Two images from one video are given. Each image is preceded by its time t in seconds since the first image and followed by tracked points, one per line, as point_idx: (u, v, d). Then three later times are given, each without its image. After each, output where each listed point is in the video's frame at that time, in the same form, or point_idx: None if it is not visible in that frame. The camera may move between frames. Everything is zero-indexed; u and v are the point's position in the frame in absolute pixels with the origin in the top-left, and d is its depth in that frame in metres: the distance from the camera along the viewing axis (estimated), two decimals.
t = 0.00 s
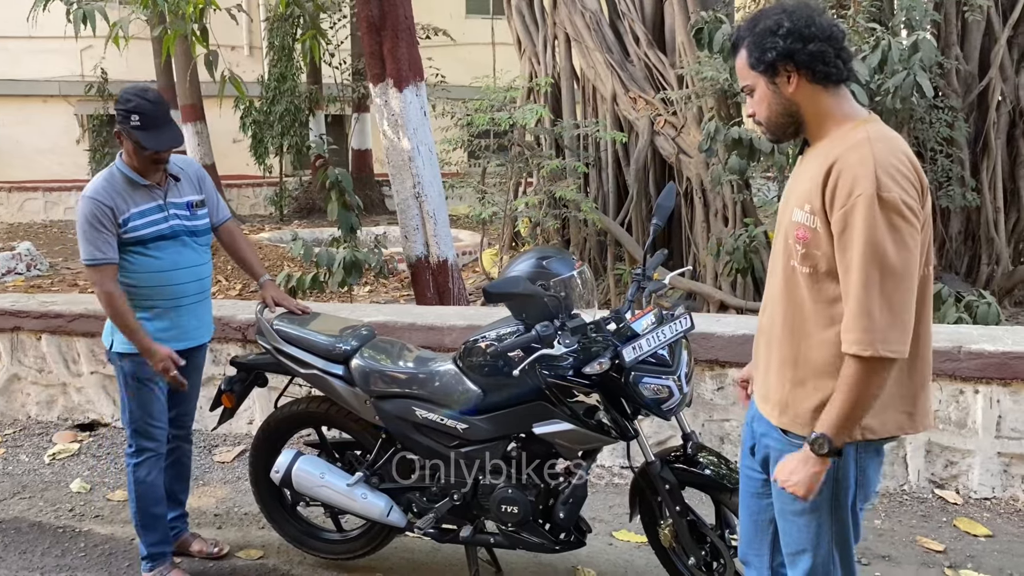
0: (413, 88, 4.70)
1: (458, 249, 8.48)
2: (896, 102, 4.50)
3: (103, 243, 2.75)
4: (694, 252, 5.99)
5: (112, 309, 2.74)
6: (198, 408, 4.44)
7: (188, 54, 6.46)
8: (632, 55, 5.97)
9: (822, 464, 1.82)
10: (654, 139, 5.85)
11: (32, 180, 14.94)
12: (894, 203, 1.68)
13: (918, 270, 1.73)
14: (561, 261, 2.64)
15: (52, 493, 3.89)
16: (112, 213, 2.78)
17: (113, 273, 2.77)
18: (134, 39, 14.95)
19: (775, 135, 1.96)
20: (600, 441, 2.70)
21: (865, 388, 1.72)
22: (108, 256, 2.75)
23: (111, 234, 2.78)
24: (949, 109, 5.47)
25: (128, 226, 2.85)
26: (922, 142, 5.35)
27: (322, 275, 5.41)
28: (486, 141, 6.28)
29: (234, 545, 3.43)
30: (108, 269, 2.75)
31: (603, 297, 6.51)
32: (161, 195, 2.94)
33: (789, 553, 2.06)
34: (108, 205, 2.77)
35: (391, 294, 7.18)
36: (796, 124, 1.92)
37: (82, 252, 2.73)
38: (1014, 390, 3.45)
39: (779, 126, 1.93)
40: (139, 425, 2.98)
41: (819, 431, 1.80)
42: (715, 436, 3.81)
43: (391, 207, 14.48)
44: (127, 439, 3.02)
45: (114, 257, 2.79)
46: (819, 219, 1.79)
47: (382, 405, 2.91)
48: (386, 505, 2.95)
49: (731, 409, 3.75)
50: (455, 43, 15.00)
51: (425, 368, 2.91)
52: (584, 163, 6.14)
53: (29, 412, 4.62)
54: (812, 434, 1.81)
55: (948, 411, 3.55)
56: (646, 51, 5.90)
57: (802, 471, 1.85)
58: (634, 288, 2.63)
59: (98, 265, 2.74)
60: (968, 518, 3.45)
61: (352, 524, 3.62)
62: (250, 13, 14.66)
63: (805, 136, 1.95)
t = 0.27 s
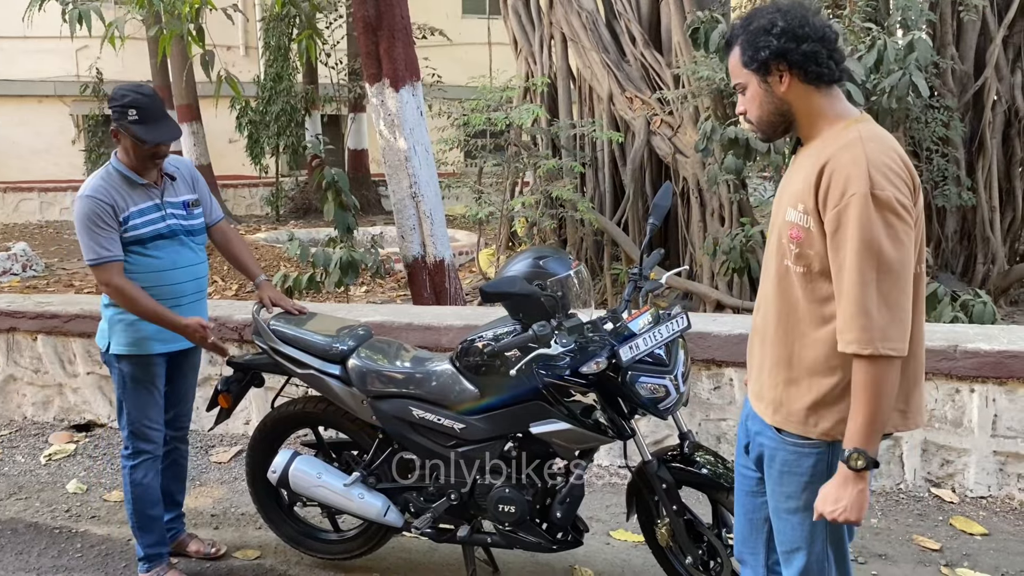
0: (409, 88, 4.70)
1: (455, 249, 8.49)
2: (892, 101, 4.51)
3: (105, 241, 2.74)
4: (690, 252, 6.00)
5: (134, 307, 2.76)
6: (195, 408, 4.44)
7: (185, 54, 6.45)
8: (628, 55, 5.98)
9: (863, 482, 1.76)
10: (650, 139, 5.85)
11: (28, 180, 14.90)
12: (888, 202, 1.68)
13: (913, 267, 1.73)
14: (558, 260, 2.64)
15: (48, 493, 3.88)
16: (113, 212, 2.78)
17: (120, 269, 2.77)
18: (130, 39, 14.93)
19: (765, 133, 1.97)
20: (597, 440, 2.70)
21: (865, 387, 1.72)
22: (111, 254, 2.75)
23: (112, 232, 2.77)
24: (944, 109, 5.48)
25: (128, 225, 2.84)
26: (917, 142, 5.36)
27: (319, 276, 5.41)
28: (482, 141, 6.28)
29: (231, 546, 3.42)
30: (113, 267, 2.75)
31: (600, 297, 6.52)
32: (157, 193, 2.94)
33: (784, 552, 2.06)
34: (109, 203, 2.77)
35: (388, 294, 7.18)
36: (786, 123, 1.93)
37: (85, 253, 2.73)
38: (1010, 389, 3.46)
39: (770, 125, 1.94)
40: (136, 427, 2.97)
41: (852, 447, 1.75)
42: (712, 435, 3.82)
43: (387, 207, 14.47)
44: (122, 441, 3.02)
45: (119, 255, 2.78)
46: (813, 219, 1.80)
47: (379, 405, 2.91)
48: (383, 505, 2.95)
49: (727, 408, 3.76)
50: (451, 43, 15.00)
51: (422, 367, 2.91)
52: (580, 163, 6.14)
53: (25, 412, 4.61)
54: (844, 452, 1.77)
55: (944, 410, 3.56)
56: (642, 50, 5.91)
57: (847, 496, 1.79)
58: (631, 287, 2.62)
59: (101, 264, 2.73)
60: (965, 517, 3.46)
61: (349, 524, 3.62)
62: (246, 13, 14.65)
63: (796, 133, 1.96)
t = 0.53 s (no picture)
0: (406, 89, 4.71)
1: (452, 250, 8.49)
2: (887, 102, 4.52)
3: (106, 234, 2.74)
4: (686, 252, 6.01)
5: (134, 305, 2.76)
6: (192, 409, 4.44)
7: (181, 55, 6.45)
8: (625, 56, 5.99)
9: (832, 473, 1.81)
10: (646, 140, 5.86)
11: (24, 181, 14.88)
12: (879, 201, 1.69)
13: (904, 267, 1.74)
14: (554, 261, 2.65)
15: (45, 494, 3.88)
16: (115, 207, 2.79)
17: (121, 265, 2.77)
18: (126, 40, 14.91)
19: (756, 121, 1.99)
20: (593, 440, 2.70)
21: (854, 385, 1.73)
22: (111, 249, 2.74)
23: (113, 226, 2.77)
24: (940, 110, 5.50)
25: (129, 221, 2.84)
26: (913, 142, 5.45)
27: (316, 276, 5.41)
28: (479, 142, 6.29)
29: (227, 546, 3.42)
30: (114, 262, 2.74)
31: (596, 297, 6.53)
32: (155, 190, 2.95)
33: (781, 551, 2.07)
34: (110, 198, 2.78)
35: (384, 295, 7.19)
36: (779, 117, 1.95)
37: (85, 250, 2.72)
38: (1005, 389, 3.47)
39: (764, 116, 1.96)
40: (133, 430, 2.97)
41: (825, 440, 1.78)
42: (708, 435, 3.83)
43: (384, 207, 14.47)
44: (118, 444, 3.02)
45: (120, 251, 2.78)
46: (806, 218, 1.80)
47: (375, 405, 2.92)
48: (380, 506, 2.95)
49: (723, 408, 3.77)
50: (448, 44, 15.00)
51: (419, 368, 2.91)
52: (577, 163, 6.15)
53: (21, 413, 4.61)
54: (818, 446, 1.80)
55: (939, 410, 3.57)
56: (638, 51, 5.92)
57: (816, 486, 1.83)
58: (627, 288, 2.64)
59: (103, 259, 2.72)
60: (960, 517, 3.47)
61: (346, 524, 3.62)
62: (243, 14, 14.65)
63: (788, 128, 1.98)
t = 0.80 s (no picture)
0: (402, 90, 4.71)
1: (449, 251, 8.50)
2: (883, 103, 4.53)
3: (100, 232, 2.74)
4: (683, 253, 6.02)
5: (130, 307, 2.76)
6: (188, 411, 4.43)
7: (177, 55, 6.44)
8: (621, 57, 5.99)
9: (797, 458, 1.84)
10: (643, 140, 5.87)
11: (19, 182, 14.85)
12: (875, 205, 1.69)
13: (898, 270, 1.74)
14: (551, 262, 2.65)
15: (41, 496, 3.87)
16: (109, 205, 2.78)
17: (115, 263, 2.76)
18: (122, 41, 14.89)
19: (756, 120, 1.99)
20: (590, 442, 2.71)
21: (846, 387, 1.74)
22: (106, 247, 2.73)
23: (107, 225, 2.77)
24: (935, 111, 5.51)
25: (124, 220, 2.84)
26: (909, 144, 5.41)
27: (312, 277, 5.40)
28: (475, 143, 6.29)
29: (224, 548, 3.42)
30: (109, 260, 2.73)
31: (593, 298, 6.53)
32: (149, 189, 2.95)
33: (779, 551, 2.07)
34: (104, 196, 2.77)
35: (381, 296, 7.18)
36: (781, 116, 1.96)
37: (79, 249, 2.72)
38: (1001, 389, 3.48)
39: (765, 114, 1.96)
40: (129, 433, 2.97)
41: (793, 427, 1.81)
42: (704, 436, 3.83)
43: (380, 208, 14.46)
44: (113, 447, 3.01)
45: (115, 249, 2.77)
46: (803, 220, 1.81)
47: (372, 407, 2.91)
48: (377, 507, 2.94)
49: (720, 409, 3.77)
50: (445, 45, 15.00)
51: (415, 370, 2.91)
52: (573, 164, 6.15)
53: (17, 415, 4.60)
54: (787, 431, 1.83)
55: (935, 410, 3.58)
56: (634, 52, 5.93)
57: (778, 468, 1.86)
58: (623, 289, 2.66)
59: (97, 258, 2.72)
60: (956, 517, 3.48)
61: (343, 526, 3.62)
62: (239, 15, 14.64)
63: (787, 128, 1.98)
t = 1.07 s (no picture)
0: (399, 91, 4.71)
1: (446, 252, 8.50)
2: (879, 104, 4.54)
3: (96, 235, 2.73)
4: (680, 254, 6.03)
5: (129, 310, 2.76)
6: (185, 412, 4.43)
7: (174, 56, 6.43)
8: (618, 58, 6.00)
9: (813, 472, 1.83)
10: (640, 142, 5.88)
11: (15, 184, 14.81)
12: (871, 209, 1.69)
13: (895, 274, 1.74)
14: (548, 263, 2.65)
15: (37, 498, 3.86)
16: (104, 206, 2.78)
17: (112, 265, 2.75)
18: (119, 42, 14.88)
19: (754, 120, 2.00)
20: (587, 443, 2.71)
21: (844, 392, 1.74)
22: (102, 249, 2.73)
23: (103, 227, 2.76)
24: (932, 112, 5.53)
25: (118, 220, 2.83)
26: (905, 145, 5.40)
27: (309, 279, 5.40)
28: (472, 144, 6.29)
29: (221, 550, 3.41)
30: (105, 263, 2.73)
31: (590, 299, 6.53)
32: (142, 190, 2.95)
33: (777, 552, 2.07)
34: (99, 198, 2.77)
35: (378, 297, 7.18)
36: (776, 116, 1.96)
37: (75, 251, 2.71)
38: (997, 390, 3.49)
39: (762, 113, 1.97)
40: (125, 436, 2.96)
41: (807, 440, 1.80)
42: (702, 436, 3.83)
43: (377, 209, 14.46)
44: (108, 451, 3.00)
45: (111, 251, 2.77)
46: (800, 224, 1.81)
47: (369, 408, 2.91)
48: (375, 509, 2.94)
49: (717, 410, 3.77)
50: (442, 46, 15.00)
51: (412, 371, 2.90)
52: (570, 165, 6.15)
53: (13, 417, 4.59)
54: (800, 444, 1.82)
55: (932, 411, 3.58)
56: (631, 53, 5.93)
57: (795, 484, 1.85)
58: (621, 290, 2.66)
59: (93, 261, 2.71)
60: (953, 517, 3.48)
61: (340, 527, 3.61)
62: (236, 16, 14.62)
63: (785, 129, 1.98)
